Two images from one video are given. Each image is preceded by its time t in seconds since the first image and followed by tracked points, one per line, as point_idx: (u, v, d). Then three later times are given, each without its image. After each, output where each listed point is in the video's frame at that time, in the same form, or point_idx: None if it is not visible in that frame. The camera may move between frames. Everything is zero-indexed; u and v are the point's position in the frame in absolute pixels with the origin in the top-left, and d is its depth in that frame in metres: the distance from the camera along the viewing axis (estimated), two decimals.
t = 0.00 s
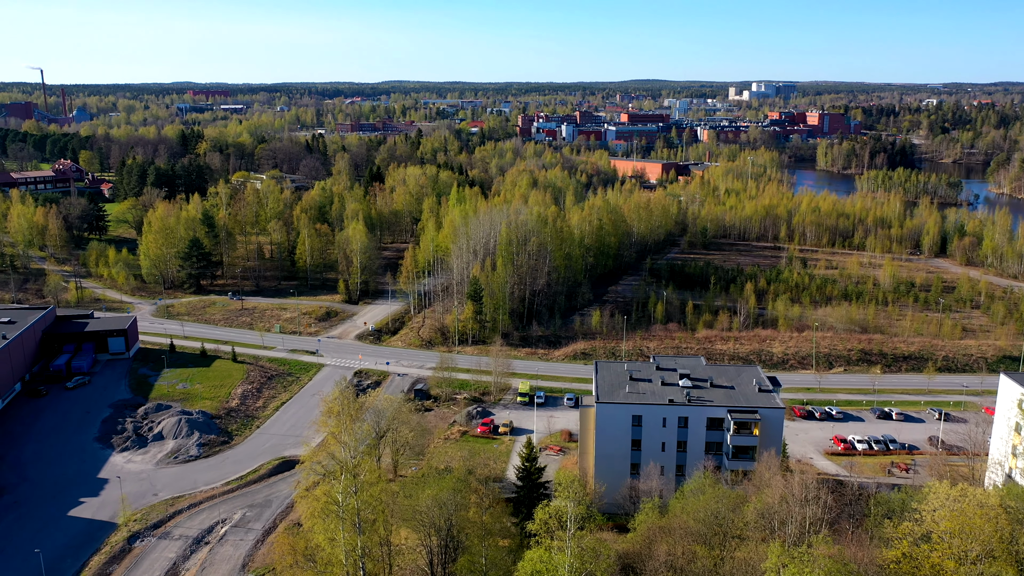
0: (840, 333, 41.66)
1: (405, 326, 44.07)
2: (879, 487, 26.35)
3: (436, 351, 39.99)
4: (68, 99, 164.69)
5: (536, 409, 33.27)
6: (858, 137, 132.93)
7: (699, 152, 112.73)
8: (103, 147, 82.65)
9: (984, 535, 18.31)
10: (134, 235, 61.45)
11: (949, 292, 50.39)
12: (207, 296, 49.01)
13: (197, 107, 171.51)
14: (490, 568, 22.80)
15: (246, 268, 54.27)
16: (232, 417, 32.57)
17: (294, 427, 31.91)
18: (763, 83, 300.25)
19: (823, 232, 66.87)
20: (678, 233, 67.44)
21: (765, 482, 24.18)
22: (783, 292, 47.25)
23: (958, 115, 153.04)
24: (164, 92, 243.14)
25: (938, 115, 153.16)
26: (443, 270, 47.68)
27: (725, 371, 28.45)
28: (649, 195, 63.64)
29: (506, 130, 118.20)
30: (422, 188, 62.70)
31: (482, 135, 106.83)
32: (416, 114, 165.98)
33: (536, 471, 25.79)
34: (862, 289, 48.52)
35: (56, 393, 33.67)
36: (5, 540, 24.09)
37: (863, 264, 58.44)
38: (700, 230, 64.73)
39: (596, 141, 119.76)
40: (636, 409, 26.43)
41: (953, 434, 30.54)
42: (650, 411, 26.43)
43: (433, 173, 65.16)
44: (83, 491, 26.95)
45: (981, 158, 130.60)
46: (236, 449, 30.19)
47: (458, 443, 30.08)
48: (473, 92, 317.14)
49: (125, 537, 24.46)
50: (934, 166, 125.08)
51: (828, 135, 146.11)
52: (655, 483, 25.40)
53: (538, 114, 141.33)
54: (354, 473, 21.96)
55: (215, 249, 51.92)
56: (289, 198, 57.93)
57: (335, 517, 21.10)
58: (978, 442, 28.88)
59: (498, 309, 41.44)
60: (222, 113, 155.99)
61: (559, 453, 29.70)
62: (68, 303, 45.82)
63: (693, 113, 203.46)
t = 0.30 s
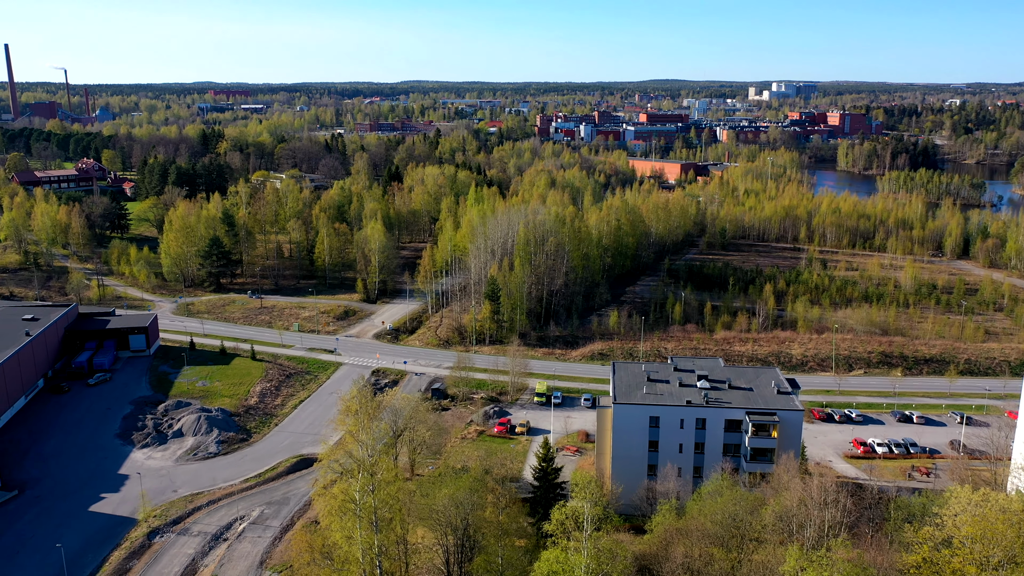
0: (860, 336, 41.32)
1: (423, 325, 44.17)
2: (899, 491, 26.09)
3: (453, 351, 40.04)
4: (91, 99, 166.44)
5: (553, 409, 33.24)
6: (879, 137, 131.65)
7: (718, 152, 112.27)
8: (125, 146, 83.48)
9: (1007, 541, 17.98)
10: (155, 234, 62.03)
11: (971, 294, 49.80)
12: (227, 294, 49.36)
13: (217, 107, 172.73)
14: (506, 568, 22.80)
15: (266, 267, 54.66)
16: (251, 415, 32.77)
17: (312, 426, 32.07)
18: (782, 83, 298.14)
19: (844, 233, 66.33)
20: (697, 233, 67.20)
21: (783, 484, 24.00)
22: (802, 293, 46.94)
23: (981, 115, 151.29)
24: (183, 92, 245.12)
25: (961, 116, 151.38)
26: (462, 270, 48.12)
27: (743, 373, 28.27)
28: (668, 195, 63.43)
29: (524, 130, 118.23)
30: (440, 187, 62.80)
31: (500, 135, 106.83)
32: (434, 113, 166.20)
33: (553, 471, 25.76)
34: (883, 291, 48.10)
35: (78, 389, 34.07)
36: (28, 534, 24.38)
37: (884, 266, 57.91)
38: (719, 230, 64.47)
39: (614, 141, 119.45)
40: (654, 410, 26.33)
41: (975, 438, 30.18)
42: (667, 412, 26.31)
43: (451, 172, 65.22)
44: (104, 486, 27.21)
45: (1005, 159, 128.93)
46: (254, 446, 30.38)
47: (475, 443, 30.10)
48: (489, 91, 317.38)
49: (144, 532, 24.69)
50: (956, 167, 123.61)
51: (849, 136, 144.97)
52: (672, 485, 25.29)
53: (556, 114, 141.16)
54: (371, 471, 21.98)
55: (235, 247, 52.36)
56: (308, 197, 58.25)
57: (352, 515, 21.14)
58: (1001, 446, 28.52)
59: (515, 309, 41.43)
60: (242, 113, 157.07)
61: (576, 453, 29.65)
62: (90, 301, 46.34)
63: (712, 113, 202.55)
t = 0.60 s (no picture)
0: (881, 338, 40.95)
1: (441, 324, 44.24)
2: (919, 495, 25.83)
3: (471, 350, 40.07)
4: (114, 99, 167.91)
5: (571, 410, 33.18)
6: (901, 138, 130.39)
7: (738, 152, 111.74)
8: (147, 145, 84.26)
9: None
10: (176, 232, 62.59)
11: (995, 297, 49.19)
12: (246, 293, 49.66)
13: (235, 107, 173.45)
14: (523, 568, 22.80)
15: (285, 265, 54.97)
16: (270, 412, 32.96)
17: (330, 424, 32.21)
18: (801, 83, 295.97)
19: (864, 233, 65.72)
20: (716, 234, 66.90)
21: (802, 487, 23.81)
22: (822, 295, 46.60)
23: (1006, 115, 149.43)
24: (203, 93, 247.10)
25: (985, 116, 149.54)
26: (479, 269, 47.98)
27: (762, 375, 28.11)
28: (687, 196, 63.16)
29: (542, 129, 118.19)
30: (458, 187, 62.90)
31: (519, 135, 106.81)
32: (452, 113, 166.36)
33: (570, 472, 25.69)
34: (904, 292, 47.65)
35: (100, 386, 34.43)
36: (50, 529, 24.66)
37: (906, 267, 57.35)
38: (738, 231, 64.19)
39: (633, 141, 119.08)
40: (672, 411, 26.21)
41: (998, 442, 29.81)
42: (685, 414, 26.17)
43: (469, 172, 65.29)
44: (124, 483, 27.46)
45: None
46: (273, 444, 30.55)
47: (492, 442, 30.12)
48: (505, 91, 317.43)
49: (164, 528, 24.90)
50: (980, 168, 122.12)
51: (870, 136, 143.70)
52: (689, 486, 25.17)
53: (575, 114, 140.91)
54: (388, 470, 21.98)
55: (254, 246, 53.07)
56: (327, 197, 58.55)
57: (369, 514, 21.16)
58: None
59: (533, 309, 41.43)
60: (262, 113, 158.09)
61: (593, 454, 29.56)
62: (112, 298, 46.83)
63: (732, 113, 201.54)
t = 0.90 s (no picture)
0: (902, 340, 40.57)
1: (459, 324, 44.31)
2: (941, 499, 25.56)
3: (488, 350, 40.09)
4: (137, 99, 169.40)
5: (588, 410, 33.11)
6: (923, 138, 129.01)
7: (757, 152, 111.13)
8: (168, 145, 85.04)
9: None
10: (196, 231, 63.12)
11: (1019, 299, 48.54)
12: (266, 292, 49.95)
13: (255, 107, 174.43)
14: (540, 568, 22.77)
15: (304, 264, 55.27)
16: (288, 410, 33.15)
17: (348, 422, 32.34)
18: (820, 83, 293.71)
19: (886, 235, 65.04)
20: (735, 235, 66.57)
21: (821, 490, 23.63)
22: (842, 296, 46.24)
23: None
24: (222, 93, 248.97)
25: (1010, 117, 147.59)
26: (497, 270, 48.08)
27: (781, 376, 27.93)
28: (706, 196, 62.88)
29: (561, 130, 118.14)
30: (477, 187, 62.97)
31: (537, 135, 106.80)
32: (470, 113, 166.54)
33: (588, 472, 25.65)
34: (926, 294, 47.15)
35: (122, 383, 34.79)
36: (72, 524, 24.92)
37: (928, 269, 56.78)
38: (757, 232, 63.85)
39: (652, 141, 118.68)
40: (690, 412, 26.11)
41: (1022, 447, 29.43)
42: (703, 415, 26.06)
43: (488, 172, 65.33)
44: (145, 479, 27.71)
45: None
46: (291, 442, 30.73)
47: (509, 442, 30.14)
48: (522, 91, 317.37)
49: (184, 525, 25.09)
50: (1005, 169, 120.47)
51: (892, 136, 142.39)
52: (707, 488, 25.07)
53: (593, 115, 140.66)
54: (406, 469, 22.03)
55: (274, 245, 53.35)
56: (346, 196, 58.83)
57: (387, 512, 21.19)
58: None
59: (550, 309, 41.43)
60: (282, 113, 158.99)
61: (611, 454, 29.48)
62: (133, 296, 47.31)
63: (752, 113, 200.44)
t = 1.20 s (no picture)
0: (923, 342, 40.18)
1: (477, 324, 44.39)
2: (962, 503, 25.30)
3: (506, 350, 40.12)
4: (159, 99, 171.09)
5: (606, 411, 33.05)
6: (946, 138, 127.51)
7: (777, 153, 110.40)
8: (189, 145, 85.85)
9: None
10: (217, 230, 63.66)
11: None
12: (285, 290, 50.29)
13: (275, 107, 175.45)
14: (556, 568, 22.78)
15: (323, 264, 55.57)
16: (307, 409, 33.33)
17: (366, 421, 32.46)
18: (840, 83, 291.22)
19: (907, 236, 64.41)
20: (754, 236, 66.23)
21: (841, 493, 23.44)
22: (863, 298, 45.86)
23: None
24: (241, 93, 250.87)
25: None
26: (515, 270, 48.13)
27: (801, 378, 27.74)
28: (725, 197, 62.55)
29: (579, 130, 118.00)
30: (495, 187, 63.06)
31: (555, 135, 106.79)
32: (489, 113, 166.70)
33: (605, 473, 25.60)
34: (949, 296, 46.62)
35: (143, 380, 35.15)
36: (93, 519, 25.19)
37: (951, 271, 56.15)
38: (777, 233, 63.49)
39: (671, 141, 118.26)
40: (708, 414, 26.00)
41: None
42: (721, 417, 25.94)
43: (507, 172, 65.38)
44: (165, 475, 27.96)
45: None
46: (309, 440, 30.90)
47: (526, 442, 30.16)
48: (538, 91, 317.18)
49: (203, 521, 25.31)
50: None
51: (915, 136, 140.88)
52: (725, 490, 24.96)
53: (611, 115, 140.39)
54: (424, 467, 22.08)
55: (294, 244, 53.81)
56: (365, 196, 59.08)
57: (404, 510, 21.26)
58: None
59: (568, 309, 41.40)
60: (302, 113, 159.98)
61: (628, 455, 29.40)
62: (155, 294, 47.81)
63: (772, 113, 199.20)
